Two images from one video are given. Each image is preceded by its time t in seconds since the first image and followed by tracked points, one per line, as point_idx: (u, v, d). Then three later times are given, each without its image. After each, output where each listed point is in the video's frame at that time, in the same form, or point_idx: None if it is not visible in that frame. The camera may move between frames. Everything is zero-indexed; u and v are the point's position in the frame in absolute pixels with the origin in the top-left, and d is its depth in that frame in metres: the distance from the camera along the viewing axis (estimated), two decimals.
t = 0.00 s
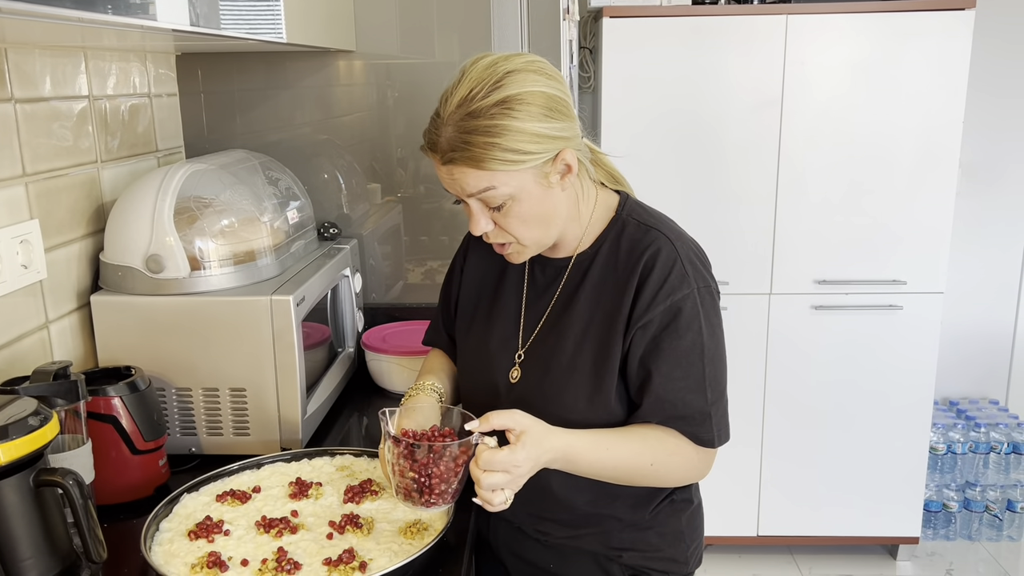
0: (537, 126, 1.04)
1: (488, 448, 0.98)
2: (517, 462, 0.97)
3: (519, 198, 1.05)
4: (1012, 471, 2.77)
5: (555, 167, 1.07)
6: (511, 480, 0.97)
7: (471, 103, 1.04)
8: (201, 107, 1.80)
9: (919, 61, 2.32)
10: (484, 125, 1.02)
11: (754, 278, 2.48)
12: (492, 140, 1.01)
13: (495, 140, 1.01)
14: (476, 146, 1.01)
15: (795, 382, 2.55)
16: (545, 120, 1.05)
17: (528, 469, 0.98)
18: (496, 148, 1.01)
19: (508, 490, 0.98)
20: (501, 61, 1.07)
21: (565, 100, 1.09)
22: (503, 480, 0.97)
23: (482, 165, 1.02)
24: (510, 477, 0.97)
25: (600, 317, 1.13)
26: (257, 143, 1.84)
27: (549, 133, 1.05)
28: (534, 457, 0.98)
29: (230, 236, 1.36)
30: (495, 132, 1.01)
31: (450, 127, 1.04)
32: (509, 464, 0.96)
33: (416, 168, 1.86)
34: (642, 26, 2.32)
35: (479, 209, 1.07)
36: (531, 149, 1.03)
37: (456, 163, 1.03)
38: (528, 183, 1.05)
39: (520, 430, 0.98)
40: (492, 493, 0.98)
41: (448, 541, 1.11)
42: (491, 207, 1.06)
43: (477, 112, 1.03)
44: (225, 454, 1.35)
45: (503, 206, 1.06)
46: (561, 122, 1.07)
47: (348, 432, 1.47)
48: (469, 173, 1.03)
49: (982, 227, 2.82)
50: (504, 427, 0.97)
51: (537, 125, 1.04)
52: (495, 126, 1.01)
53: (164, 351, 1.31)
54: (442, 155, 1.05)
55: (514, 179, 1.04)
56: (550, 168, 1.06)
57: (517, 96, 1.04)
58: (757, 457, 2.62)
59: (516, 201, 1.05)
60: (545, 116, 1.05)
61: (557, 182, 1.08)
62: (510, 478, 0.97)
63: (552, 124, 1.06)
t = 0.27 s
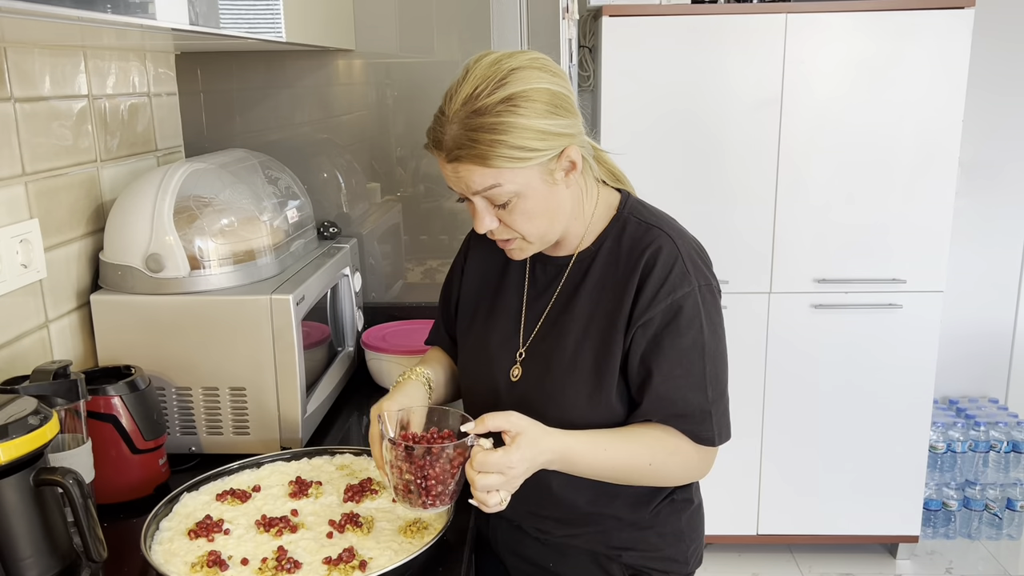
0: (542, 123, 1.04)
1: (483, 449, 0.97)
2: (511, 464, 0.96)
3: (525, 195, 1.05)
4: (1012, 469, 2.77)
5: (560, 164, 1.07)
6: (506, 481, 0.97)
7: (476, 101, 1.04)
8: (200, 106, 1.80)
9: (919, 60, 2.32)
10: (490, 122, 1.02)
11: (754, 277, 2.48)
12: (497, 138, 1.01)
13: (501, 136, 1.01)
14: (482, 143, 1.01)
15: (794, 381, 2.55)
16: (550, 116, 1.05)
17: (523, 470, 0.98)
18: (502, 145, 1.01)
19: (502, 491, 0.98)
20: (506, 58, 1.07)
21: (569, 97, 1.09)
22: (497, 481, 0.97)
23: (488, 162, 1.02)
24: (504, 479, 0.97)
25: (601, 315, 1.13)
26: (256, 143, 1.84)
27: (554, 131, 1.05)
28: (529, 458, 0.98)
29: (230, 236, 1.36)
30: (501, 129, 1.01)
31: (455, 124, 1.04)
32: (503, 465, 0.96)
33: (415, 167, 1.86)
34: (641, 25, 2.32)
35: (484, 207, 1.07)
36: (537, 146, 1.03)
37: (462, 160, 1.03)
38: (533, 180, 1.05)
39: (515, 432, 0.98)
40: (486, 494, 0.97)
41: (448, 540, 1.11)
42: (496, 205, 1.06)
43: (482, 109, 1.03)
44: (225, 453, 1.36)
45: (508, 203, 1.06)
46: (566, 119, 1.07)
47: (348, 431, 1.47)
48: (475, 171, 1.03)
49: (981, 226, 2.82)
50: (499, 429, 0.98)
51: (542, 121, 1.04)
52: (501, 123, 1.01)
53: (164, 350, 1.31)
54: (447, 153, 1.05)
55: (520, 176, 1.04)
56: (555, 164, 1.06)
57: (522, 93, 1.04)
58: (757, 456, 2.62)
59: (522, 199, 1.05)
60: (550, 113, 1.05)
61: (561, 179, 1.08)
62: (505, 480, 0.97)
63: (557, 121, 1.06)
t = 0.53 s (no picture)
0: (565, 85, 1.08)
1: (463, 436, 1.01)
2: (487, 452, 0.98)
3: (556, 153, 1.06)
4: (1012, 469, 2.77)
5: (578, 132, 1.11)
6: (481, 469, 0.99)
7: (502, 64, 1.06)
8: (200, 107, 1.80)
9: (919, 59, 2.32)
10: (521, 77, 1.04)
11: (754, 276, 2.48)
12: (535, 86, 1.03)
13: (534, 88, 1.03)
14: (518, 93, 1.02)
15: (794, 380, 2.55)
16: (567, 83, 1.09)
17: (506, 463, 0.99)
18: (536, 96, 1.03)
19: (478, 479, 1.00)
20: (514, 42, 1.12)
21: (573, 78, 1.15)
22: (473, 468, 0.99)
23: (524, 113, 1.02)
24: (480, 466, 0.99)
25: (598, 312, 1.13)
26: (256, 142, 1.85)
27: (574, 95, 1.09)
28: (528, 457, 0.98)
29: (229, 235, 1.36)
30: (535, 80, 1.04)
31: (483, 87, 1.04)
32: (479, 454, 0.98)
33: (415, 166, 1.85)
34: (641, 24, 2.32)
35: (516, 170, 1.05)
36: (565, 101, 1.06)
37: (497, 115, 1.02)
38: (563, 137, 1.07)
39: (496, 422, 0.99)
40: (462, 480, 1.00)
41: (448, 539, 1.11)
42: (529, 164, 1.05)
43: (508, 70, 1.05)
44: (225, 453, 1.36)
45: (541, 164, 1.05)
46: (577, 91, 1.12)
47: (348, 430, 1.47)
48: (513, 121, 1.02)
49: (981, 225, 2.82)
50: (480, 419, 1.00)
51: (565, 83, 1.08)
52: (530, 78, 1.04)
53: (164, 350, 1.31)
54: (481, 109, 1.03)
55: (553, 129, 1.05)
56: (575, 130, 1.10)
57: (542, 59, 1.08)
58: (756, 455, 2.62)
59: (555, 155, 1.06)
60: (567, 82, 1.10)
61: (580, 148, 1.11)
62: (480, 467, 0.99)
63: (573, 89, 1.10)
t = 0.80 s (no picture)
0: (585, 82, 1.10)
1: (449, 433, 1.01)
2: (470, 448, 0.99)
3: (572, 147, 1.07)
4: (1012, 468, 2.78)
5: (591, 133, 1.12)
6: (465, 464, 1.00)
7: (525, 53, 1.07)
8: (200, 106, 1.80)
9: (920, 59, 2.32)
10: (545, 69, 1.04)
11: (754, 276, 2.48)
12: (559, 78, 1.05)
13: (557, 81, 1.04)
14: (542, 83, 1.03)
15: (794, 379, 2.55)
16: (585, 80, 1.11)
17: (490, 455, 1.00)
18: (559, 88, 1.04)
19: (460, 474, 1.01)
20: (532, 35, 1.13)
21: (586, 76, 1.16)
22: (456, 463, 1.00)
23: (547, 105, 1.03)
24: (463, 461, 1.00)
25: (596, 310, 1.14)
26: (257, 142, 1.85)
27: (590, 92, 1.10)
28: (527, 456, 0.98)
29: (229, 235, 1.36)
30: (558, 72, 1.05)
31: (507, 73, 1.04)
32: (462, 449, 0.99)
33: (415, 166, 1.85)
34: (642, 23, 2.33)
35: (531, 162, 1.05)
36: (585, 97, 1.08)
37: (520, 103, 1.03)
38: (579, 133, 1.08)
39: (481, 420, 1.01)
40: (445, 474, 1.02)
41: (448, 538, 1.11)
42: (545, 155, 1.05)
43: (532, 60, 1.05)
44: (225, 452, 1.36)
45: (555, 157, 1.06)
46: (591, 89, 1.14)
47: (348, 429, 1.47)
48: (535, 109, 1.03)
49: (981, 224, 2.82)
50: (465, 416, 1.02)
51: (584, 80, 1.09)
52: (554, 71, 1.05)
53: (164, 349, 1.31)
54: (504, 94, 1.03)
55: (571, 124, 1.06)
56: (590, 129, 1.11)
57: (562, 53, 1.10)
58: (756, 455, 2.62)
59: (570, 150, 1.07)
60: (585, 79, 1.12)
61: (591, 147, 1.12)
62: (464, 462, 1.00)
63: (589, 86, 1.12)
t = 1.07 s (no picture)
0: (587, 86, 1.09)
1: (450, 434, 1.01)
2: (473, 449, 0.99)
3: (569, 153, 1.06)
4: (1012, 468, 2.78)
5: (592, 136, 1.11)
6: (468, 465, 1.00)
7: (525, 58, 1.06)
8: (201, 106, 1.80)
9: (920, 58, 2.32)
10: (544, 74, 1.04)
11: (755, 276, 2.48)
12: (558, 85, 1.04)
13: (556, 87, 1.04)
14: (540, 89, 1.03)
15: (794, 380, 2.55)
16: (587, 84, 1.10)
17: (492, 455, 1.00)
18: (557, 94, 1.03)
19: (462, 475, 1.02)
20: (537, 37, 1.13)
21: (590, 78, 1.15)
22: (459, 464, 1.00)
23: (544, 111, 1.03)
24: (466, 462, 1.00)
25: (599, 311, 1.14)
26: (258, 142, 1.85)
27: (592, 96, 1.10)
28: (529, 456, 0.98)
29: (231, 235, 1.36)
30: (557, 78, 1.04)
31: (506, 78, 1.04)
32: (465, 450, 0.99)
33: (416, 166, 1.85)
34: (643, 23, 2.33)
35: (527, 167, 1.05)
36: (585, 103, 1.07)
37: (517, 109, 1.03)
38: (578, 138, 1.07)
39: (483, 421, 1.01)
40: (446, 475, 1.02)
41: (449, 538, 1.11)
42: (541, 161, 1.05)
43: (532, 65, 1.05)
44: (227, 452, 1.36)
45: (552, 163, 1.06)
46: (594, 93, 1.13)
47: (350, 429, 1.47)
48: (531, 117, 1.03)
49: (982, 224, 2.82)
50: (467, 418, 1.02)
51: (585, 85, 1.09)
52: (553, 76, 1.04)
53: (166, 349, 1.31)
54: (502, 100, 1.03)
55: (569, 130, 1.06)
56: (590, 133, 1.10)
57: (564, 57, 1.09)
58: (757, 455, 2.62)
59: (568, 155, 1.06)
60: (588, 82, 1.11)
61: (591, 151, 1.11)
62: (467, 463, 1.00)
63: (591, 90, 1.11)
